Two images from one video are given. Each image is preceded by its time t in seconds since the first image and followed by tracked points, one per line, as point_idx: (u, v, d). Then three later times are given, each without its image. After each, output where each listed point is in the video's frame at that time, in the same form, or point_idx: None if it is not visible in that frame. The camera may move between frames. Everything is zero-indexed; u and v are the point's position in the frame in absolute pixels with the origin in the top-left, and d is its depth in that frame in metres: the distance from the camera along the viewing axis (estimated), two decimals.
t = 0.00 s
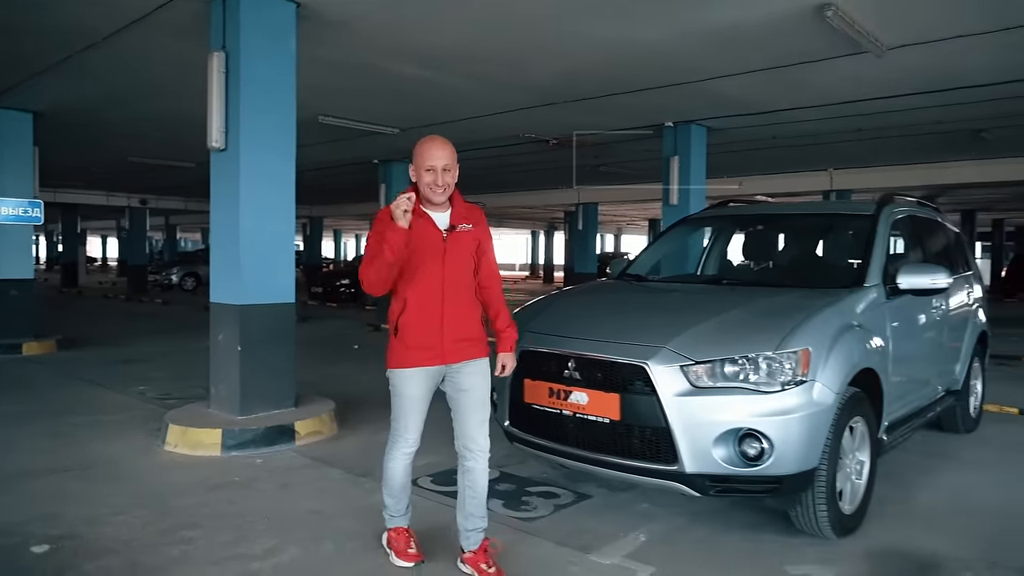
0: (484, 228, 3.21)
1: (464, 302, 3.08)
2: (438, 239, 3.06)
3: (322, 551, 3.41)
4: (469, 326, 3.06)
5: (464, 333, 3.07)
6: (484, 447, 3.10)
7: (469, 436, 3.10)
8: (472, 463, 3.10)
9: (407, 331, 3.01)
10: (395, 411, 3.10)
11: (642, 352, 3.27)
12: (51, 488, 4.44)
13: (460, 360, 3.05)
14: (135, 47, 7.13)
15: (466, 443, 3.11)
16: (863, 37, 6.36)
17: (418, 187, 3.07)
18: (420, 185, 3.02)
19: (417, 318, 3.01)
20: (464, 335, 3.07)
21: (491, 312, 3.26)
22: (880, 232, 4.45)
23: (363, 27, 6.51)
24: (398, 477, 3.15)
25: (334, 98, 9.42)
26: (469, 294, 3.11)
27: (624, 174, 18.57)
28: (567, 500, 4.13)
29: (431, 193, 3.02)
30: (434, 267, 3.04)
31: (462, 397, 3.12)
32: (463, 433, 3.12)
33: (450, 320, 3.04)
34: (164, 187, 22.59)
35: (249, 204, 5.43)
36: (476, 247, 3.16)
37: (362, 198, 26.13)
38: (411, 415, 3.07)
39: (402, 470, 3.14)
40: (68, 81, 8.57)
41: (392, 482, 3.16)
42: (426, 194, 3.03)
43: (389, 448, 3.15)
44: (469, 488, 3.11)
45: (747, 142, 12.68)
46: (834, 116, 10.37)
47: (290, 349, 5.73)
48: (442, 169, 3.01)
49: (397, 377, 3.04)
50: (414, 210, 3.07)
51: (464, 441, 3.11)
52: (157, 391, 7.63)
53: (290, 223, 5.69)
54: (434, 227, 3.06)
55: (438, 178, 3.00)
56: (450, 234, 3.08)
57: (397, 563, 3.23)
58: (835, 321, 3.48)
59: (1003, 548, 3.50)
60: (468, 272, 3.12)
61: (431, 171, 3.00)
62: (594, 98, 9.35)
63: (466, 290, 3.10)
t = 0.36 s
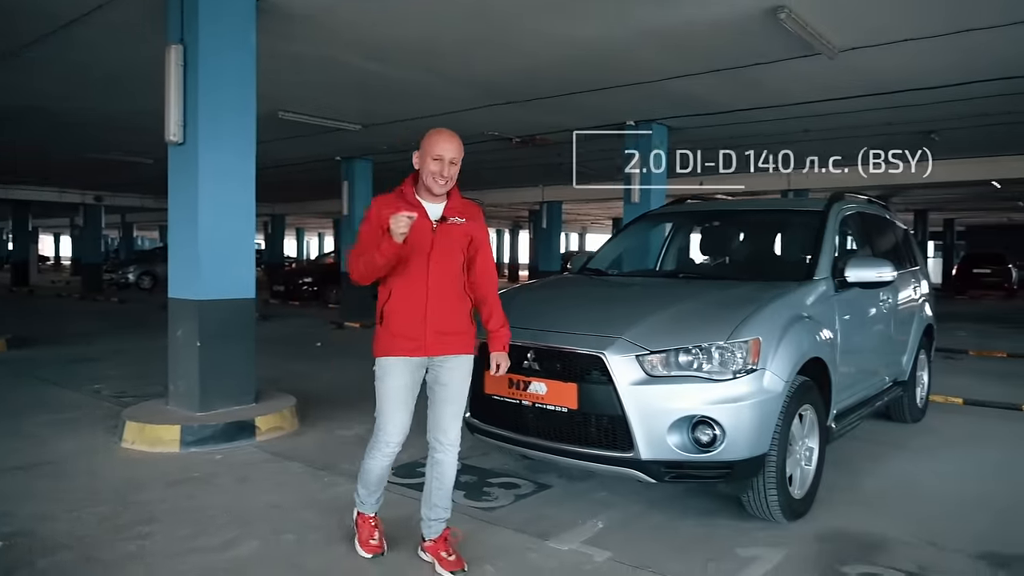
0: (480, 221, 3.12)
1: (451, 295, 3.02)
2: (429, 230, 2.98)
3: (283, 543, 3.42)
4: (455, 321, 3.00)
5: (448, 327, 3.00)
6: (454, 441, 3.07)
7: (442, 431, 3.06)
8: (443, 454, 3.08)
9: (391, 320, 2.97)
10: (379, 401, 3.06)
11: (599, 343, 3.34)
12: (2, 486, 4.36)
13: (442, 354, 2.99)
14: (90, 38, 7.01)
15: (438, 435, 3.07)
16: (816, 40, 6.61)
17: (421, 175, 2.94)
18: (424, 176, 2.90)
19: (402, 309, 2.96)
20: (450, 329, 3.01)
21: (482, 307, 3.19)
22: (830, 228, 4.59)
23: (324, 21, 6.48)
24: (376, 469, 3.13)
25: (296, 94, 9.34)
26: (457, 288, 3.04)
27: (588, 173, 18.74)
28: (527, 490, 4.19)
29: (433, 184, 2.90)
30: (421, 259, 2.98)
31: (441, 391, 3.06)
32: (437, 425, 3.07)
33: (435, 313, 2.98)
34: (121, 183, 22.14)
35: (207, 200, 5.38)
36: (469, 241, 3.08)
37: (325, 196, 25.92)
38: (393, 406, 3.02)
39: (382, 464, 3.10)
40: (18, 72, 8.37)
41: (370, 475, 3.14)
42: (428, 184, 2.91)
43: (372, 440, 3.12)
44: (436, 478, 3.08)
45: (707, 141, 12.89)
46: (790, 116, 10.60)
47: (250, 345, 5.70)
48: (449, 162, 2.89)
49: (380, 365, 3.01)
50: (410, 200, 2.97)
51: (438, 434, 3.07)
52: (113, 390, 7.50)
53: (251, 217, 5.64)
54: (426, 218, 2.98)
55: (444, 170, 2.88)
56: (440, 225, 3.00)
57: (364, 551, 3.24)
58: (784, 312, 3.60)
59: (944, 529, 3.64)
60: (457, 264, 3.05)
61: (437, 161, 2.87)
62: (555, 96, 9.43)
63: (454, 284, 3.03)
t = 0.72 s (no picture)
0: (476, 213, 3.02)
1: (443, 287, 2.91)
2: (419, 222, 2.91)
3: (262, 535, 3.42)
4: (445, 313, 2.88)
5: (440, 320, 2.89)
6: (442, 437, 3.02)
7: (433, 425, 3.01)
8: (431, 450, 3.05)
9: (380, 313, 2.90)
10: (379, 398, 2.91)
11: (576, 334, 3.39)
12: None
13: (433, 347, 2.87)
14: (63, 31, 6.92)
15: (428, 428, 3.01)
16: (789, 39, 6.74)
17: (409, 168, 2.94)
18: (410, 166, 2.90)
19: (391, 300, 2.88)
20: (440, 322, 2.89)
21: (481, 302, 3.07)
22: (802, 223, 4.66)
23: (303, 16, 6.47)
24: (391, 473, 2.91)
25: (273, 89, 9.30)
26: (450, 280, 2.93)
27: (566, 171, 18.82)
28: (505, 482, 4.23)
29: (418, 173, 2.90)
30: (412, 250, 2.90)
31: (434, 386, 2.97)
32: (424, 419, 3.01)
33: (425, 305, 2.88)
34: (94, 180, 21.83)
35: (183, 195, 5.35)
36: (463, 232, 2.97)
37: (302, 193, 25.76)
38: (397, 406, 2.87)
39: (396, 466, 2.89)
40: None
41: (384, 481, 2.91)
42: (414, 175, 2.91)
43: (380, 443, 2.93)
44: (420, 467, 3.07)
45: (684, 139, 13.01)
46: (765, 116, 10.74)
47: (228, 340, 5.68)
48: (431, 150, 2.87)
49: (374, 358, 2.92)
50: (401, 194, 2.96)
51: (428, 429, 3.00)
52: (87, 387, 7.42)
53: (228, 211, 5.62)
54: (416, 210, 2.93)
55: (425, 158, 2.87)
56: (430, 216, 2.92)
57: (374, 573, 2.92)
58: (758, 304, 3.68)
59: (912, 515, 3.74)
60: (451, 256, 2.94)
61: (418, 150, 2.87)
62: (534, 94, 9.48)
63: (446, 276, 2.92)
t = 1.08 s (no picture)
0: (476, 209, 2.99)
1: (448, 285, 2.88)
2: (422, 219, 2.86)
3: (253, 529, 3.44)
4: (451, 312, 2.85)
5: (446, 319, 2.85)
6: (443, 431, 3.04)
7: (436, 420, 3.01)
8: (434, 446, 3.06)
9: (384, 313, 2.83)
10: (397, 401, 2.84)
11: (565, 328, 3.43)
12: None
13: (440, 347, 2.84)
14: (51, 27, 6.89)
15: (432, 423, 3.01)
16: (777, 39, 6.80)
17: (409, 164, 2.88)
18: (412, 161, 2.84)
19: (397, 300, 2.82)
20: (446, 320, 2.86)
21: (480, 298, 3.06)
22: (789, 221, 4.71)
23: (293, 13, 6.48)
24: (422, 476, 2.84)
25: (262, 87, 9.29)
26: (454, 278, 2.90)
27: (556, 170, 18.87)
28: (495, 476, 4.26)
29: (419, 168, 2.83)
30: (416, 248, 2.84)
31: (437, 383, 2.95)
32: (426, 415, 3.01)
33: (432, 304, 2.83)
34: (81, 178, 21.69)
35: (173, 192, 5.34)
36: (465, 228, 2.94)
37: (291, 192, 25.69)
38: (416, 404, 2.83)
39: (427, 467, 2.84)
40: None
41: (417, 485, 2.83)
42: (416, 170, 2.84)
43: (404, 446, 2.85)
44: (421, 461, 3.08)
45: (672, 138, 13.08)
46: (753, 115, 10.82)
47: (217, 337, 5.67)
48: (433, 144, 2.82)
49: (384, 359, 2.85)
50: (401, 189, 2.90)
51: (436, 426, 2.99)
52: (75, 384, 7.40)
53: (217, 208, 5.62)
54: (418, 207, 2.88)
55: (429, 154, 2.82)
56: (434, 214, 2.88)
57: None
58: (744, 299, 3.73)
59: (895, 507, 3.80)
60: (455, 253, 2.91)
61: (420, 145, 2.82)
62: (523, 92, 9.51)
63: (451, 273, 2.89)
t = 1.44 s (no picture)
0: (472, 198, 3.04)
1: (461, 277, 2.90)
2: (435, 214, 2.84)
3: (243, 525, 3.46)
4: (466, 303, 2.88)
5: (462, 311, 2.88)
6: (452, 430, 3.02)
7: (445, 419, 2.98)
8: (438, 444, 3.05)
9: (405, 311, 2.77)
10: (398, 401, 2.83)
11: (554, 324, 3.46)
12: None
13: (459, 339, 2.86)
14: (39, 23, 6.86)
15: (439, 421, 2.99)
16: (765, 38, 6.85)
17: (409, 157, 2.83)
18: (418, 156, 2.79)
19: (418, 297, 2.78)
20: (461, 313, 2.88)
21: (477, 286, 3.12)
22: (776, 220, 4.76)
23: (284, 12, 6.48)
24: (419, 475, 2.85)
25: (253, 85, 9.28)
26: (465, 269, 2.93)
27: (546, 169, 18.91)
28: (485, 472, 4.29)
29: (425, 163, 2.80)
30: (433, 243, 2.82)
31: (447, 379, 2.94)
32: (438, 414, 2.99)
33: (450, 298, 2.84)
34: (69, 176, 21.56)
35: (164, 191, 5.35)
36: (467, 219, 2.98)
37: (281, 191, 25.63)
38: (421, 405, 2.82)
39: (422, 467, 2.85)
40: None
41: (413, 485, 2.84)
42: (420, 165, 2.80)
43: (400, 445, 2.85)
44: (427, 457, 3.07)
45: (663, 138, 13.12)
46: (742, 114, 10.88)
47: (208, 335, 5.67)
48: (436, 138, 2.79)
49: (392, 361, 2.80)
50: (404, 183, 2.81)
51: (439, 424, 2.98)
52: (64, 383, 7.37)
53: (208, 206, 5.62)
54: (429, 200, 2.84)
55: (434, 148, 2.79)
56: (443, 205, 2.88)
57: None
58: (731, 296, 3.77)
59: (880, 501, 3.85)
60: (463, 245, 2.94)
61: (425, 140, 2.78)
62: (514, 91, 9.53)
63: (462, 266, 2.92)
